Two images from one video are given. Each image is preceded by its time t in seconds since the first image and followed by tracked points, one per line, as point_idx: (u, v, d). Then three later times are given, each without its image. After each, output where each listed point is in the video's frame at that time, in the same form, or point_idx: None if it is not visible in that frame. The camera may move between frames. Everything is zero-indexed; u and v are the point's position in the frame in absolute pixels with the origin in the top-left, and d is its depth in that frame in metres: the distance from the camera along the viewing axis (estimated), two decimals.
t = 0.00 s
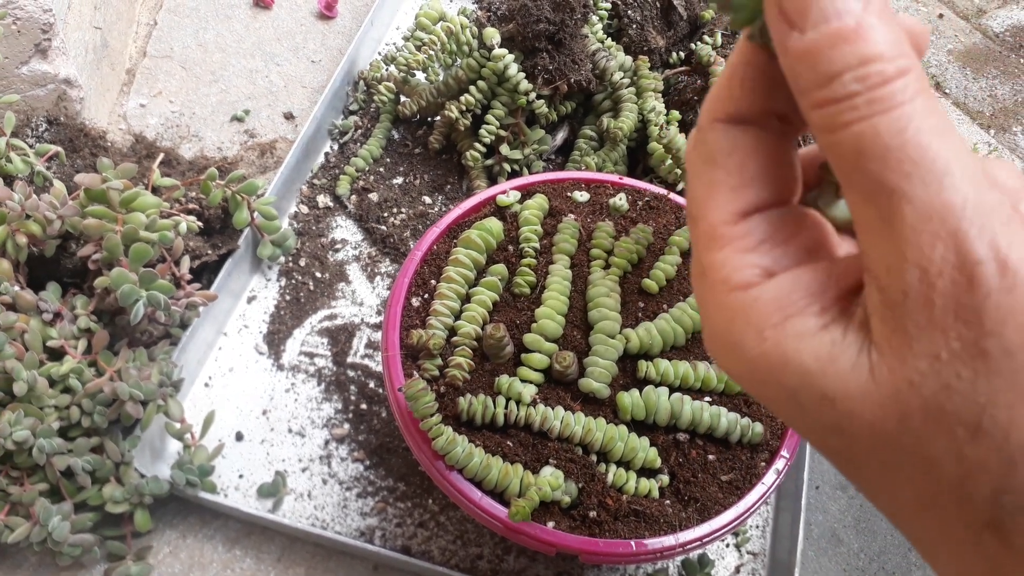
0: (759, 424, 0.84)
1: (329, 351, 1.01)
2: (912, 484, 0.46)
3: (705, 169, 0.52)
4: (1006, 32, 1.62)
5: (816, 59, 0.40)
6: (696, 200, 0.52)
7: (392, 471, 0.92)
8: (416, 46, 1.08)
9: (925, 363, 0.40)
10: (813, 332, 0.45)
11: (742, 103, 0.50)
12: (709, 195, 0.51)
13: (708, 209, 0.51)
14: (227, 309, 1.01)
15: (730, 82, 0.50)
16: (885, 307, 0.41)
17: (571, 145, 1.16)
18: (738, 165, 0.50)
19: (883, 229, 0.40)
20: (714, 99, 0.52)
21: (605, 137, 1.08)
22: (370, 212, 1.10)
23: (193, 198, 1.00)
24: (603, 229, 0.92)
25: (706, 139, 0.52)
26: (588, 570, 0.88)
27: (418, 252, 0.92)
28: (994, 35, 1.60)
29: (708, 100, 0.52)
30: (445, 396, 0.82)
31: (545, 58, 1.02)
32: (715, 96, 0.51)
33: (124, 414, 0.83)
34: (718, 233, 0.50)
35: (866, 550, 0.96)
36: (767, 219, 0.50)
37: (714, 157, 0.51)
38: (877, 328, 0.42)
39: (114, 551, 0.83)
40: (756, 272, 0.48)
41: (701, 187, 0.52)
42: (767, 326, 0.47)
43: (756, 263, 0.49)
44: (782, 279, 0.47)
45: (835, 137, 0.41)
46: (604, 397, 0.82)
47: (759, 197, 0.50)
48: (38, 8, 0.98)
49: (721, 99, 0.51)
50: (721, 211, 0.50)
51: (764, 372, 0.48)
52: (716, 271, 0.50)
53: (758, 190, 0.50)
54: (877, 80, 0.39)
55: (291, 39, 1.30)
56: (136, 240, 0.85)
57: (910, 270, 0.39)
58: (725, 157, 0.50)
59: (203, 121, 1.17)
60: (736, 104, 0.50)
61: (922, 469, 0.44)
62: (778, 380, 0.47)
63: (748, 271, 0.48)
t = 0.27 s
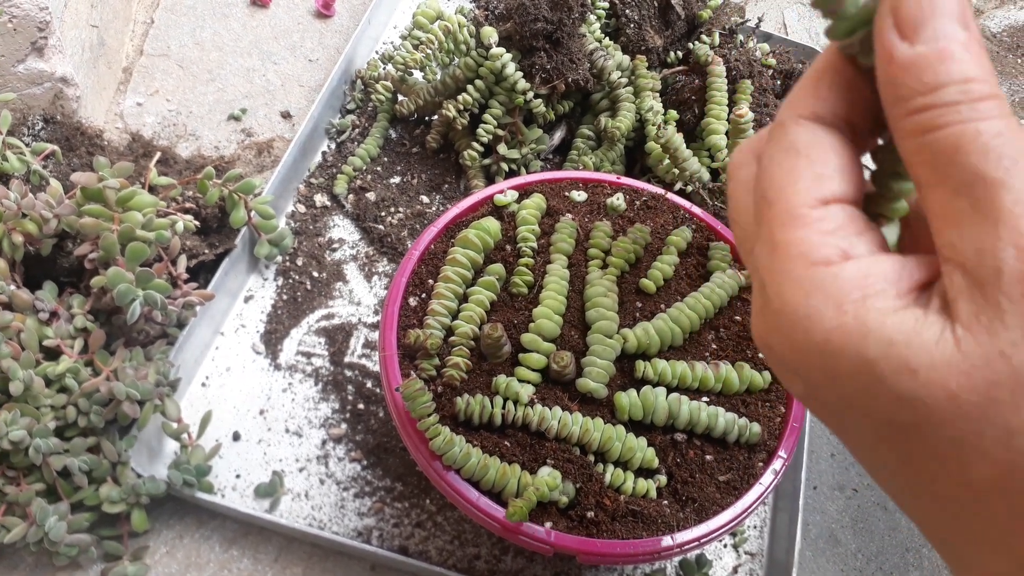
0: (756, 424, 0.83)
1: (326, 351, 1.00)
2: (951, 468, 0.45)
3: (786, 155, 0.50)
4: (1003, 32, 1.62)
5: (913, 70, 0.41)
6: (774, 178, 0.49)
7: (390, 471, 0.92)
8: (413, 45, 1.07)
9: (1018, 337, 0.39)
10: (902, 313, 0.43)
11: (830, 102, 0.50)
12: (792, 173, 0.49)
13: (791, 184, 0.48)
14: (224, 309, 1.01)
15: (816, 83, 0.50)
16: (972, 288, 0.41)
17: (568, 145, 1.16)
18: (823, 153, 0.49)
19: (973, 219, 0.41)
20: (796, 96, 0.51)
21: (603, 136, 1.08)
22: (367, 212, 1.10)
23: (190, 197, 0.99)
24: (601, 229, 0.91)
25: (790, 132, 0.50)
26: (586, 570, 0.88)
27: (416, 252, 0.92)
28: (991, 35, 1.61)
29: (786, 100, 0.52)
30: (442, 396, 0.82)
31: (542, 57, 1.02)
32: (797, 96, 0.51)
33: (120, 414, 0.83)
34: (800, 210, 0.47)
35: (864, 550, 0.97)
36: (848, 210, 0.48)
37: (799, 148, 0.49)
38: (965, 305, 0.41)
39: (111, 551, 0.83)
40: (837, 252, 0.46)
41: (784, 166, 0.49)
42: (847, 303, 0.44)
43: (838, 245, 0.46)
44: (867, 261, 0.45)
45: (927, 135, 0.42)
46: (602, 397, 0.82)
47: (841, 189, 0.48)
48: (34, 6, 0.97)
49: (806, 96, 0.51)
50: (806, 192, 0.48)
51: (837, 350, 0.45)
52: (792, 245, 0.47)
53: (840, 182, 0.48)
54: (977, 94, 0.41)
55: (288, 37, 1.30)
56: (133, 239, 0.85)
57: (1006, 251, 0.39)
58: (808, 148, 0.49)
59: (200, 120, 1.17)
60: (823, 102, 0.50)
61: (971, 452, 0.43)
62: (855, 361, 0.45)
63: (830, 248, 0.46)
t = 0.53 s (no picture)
0: (756, 423, 0.84)
1: (328, 351, 1.01)
2: None
3: (898, 315, 0.53)
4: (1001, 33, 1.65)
5: (990, 261, 0.46)
6: (891, 337, 0.53)
7: (391, 470, 0.93)
8: (414, 47, 1.08)
9: None
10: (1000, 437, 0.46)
11: (924, 271, 0.55)
12: (905, 331, 0.53)
13: (898, 338, 0.53)
14: (226, 309, 1.02)
15: (922, 255, 0.55)
16: None
17: (569, 146, 1.17)
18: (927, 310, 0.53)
19: None
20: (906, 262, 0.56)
21: (603, 137, 1.08)
22: (369, 213, 1.10)
23: (192, 198, 1.00)
24: (601, 229, 0.92)
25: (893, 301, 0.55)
26: (587, 569, 0.88)
27: (418, 252, 0.92)
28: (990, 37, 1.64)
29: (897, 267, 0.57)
30: (443, 396, 0.82)
31: (543, 59, 1.02)
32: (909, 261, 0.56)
33: (123, 413, 0.84)
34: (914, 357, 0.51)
35: (863, 549, 0.97)
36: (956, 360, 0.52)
37: (901, 312, 0.53)
38: None
39: (114, 551, 0.84)
40: (950, 391, 0.50)
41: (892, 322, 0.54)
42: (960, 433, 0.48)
43: (959, 386, 0.50)
44: (973, 398, 0.49)
45: (998, 311, 0.46)
46: (602, 396, 0.83)
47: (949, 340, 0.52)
48: (38, 8, 0.98)
49: (912, 267, 0.55)
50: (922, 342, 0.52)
51: (957, 470, 0.48)
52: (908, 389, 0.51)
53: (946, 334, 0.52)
54: None
55: (290, 39, 1.30)
56: (136, 240, 0.85)
57: None
58: (914, 312, 0.53)
59: (203, 122, 1.17)
60: (917, 270, 0.55)
61: None
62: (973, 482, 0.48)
63: (943, 388, 0.50)
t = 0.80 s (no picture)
0: (759, 425, 0.84)
1: (329, 352, 1.01)
2: None
3: (867, 393, 0.59)
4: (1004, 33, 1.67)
5: (924, 361, 0.55)
6: (866, 418, 0.59)
7: (393, 472, 0.92)
8: (416, 47, 1.08)
9: None
10: (993, 516, 0.51)
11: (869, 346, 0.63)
12: (878, 413, 0.58)
13: (881, 420, 0.58)
14: (227, 310, 1.01)
15: (867, 335, 0.64)
16: None
17: (570, 146, 1.16)
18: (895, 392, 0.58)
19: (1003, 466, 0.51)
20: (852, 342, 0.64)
21: (605, 137, 1.08)
22: (370, 214, 1.10)
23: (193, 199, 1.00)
24: (603, 230, 0.92)
25: (860, 386, 0.60)
26: (589, 571, 0.88)
27: (419, 253, 0.91)
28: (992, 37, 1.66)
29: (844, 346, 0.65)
30: (445, 397, 0.82)
31: (544, 59, 1.02)
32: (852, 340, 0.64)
33: (124, 415, 0.83)
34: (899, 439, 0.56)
35: (866, 550, 0.97)
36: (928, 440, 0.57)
37: (869, 396, 0.59)
38: None
39: (115, 553, 0.83)
40: (938, 472, 0.55)
41: (869, 409, 0.59)
42: (956, 516, 0.53)
43: (941, 466, 0.55)
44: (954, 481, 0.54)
45: (954, 410, 0.53)
46: (604, 398, 0.82)
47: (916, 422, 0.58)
48: (38, 9, 0.98)
49: (853, 346, 0.64)
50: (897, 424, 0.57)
51: (959, 549, 0.53)
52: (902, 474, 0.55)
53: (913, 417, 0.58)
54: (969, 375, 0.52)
55: (290, 40, 1.30)
56: (137, 241, 0.85)
57: None
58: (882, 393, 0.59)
59: (203, 122, 1.17)
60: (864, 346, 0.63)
61: None
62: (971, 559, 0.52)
63: (933, 469, 0.55)
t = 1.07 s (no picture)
0: (759, 425, 0.83)
1: (329, 352, 1.01)
2: None
3: (831, 445, 0.60)
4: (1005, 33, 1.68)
5: (883, 403, 0.56)
6: (831, 469, 0.59)
7: (392, 472, 0.92)
8: (414, 48, 1.07)
9: None
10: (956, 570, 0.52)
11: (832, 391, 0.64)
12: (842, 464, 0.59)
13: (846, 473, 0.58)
14: (227, 310, 1.01)
15: (829, 379, 0.64)
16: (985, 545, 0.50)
17: (570, 146, 1.16)
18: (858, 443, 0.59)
19: (971, 515, 0.51)
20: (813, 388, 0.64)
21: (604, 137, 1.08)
22: (369, 214, 1.10)
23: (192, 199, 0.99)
24: (603, 230, 0.92)
25: (823, 433, 0.61)
26: (589, 572, 0.88)
27: (419, 253, 0.91)
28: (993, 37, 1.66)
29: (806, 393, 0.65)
30: (444, 397, 0.82)
31: (544, 59, 1.02)
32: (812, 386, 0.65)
33: (123, 415, 0.83)
34: (862, 493, 0.57)
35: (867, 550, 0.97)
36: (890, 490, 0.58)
37: (833, 445, 0.60)
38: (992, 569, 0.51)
39: (114, 553, 0.83)
40: (901, 526, 0.55)
41: (833, 460, 0.60)
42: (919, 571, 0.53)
43: (903, 519, 0.56)
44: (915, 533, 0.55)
45: (914, 455, 0.54)
46: (604, 398, 0.82)
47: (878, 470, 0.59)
48: (37, 9, 0.97)
49: (815, 391, 0.64)
50: (860, 476, 0.58)
51: None
52: (865, 528, 0.56)
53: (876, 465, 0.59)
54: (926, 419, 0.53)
55: (289, 40, 1.30)
56: (135, 242, 0.85)
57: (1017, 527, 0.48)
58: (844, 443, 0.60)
59: (203, 123, 1.17)
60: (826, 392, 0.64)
61: None
62: None
63: (896, 522, 0.55)
